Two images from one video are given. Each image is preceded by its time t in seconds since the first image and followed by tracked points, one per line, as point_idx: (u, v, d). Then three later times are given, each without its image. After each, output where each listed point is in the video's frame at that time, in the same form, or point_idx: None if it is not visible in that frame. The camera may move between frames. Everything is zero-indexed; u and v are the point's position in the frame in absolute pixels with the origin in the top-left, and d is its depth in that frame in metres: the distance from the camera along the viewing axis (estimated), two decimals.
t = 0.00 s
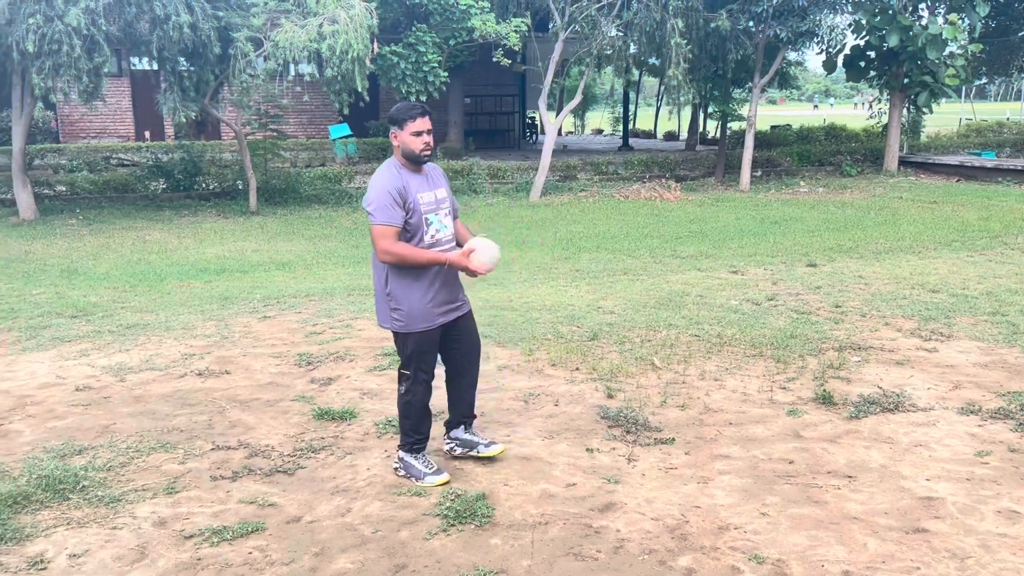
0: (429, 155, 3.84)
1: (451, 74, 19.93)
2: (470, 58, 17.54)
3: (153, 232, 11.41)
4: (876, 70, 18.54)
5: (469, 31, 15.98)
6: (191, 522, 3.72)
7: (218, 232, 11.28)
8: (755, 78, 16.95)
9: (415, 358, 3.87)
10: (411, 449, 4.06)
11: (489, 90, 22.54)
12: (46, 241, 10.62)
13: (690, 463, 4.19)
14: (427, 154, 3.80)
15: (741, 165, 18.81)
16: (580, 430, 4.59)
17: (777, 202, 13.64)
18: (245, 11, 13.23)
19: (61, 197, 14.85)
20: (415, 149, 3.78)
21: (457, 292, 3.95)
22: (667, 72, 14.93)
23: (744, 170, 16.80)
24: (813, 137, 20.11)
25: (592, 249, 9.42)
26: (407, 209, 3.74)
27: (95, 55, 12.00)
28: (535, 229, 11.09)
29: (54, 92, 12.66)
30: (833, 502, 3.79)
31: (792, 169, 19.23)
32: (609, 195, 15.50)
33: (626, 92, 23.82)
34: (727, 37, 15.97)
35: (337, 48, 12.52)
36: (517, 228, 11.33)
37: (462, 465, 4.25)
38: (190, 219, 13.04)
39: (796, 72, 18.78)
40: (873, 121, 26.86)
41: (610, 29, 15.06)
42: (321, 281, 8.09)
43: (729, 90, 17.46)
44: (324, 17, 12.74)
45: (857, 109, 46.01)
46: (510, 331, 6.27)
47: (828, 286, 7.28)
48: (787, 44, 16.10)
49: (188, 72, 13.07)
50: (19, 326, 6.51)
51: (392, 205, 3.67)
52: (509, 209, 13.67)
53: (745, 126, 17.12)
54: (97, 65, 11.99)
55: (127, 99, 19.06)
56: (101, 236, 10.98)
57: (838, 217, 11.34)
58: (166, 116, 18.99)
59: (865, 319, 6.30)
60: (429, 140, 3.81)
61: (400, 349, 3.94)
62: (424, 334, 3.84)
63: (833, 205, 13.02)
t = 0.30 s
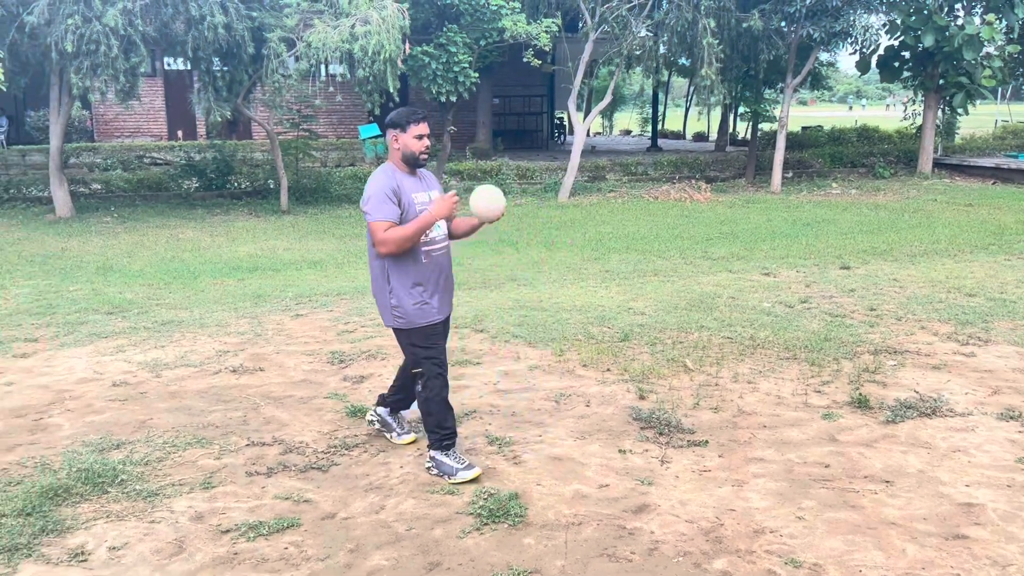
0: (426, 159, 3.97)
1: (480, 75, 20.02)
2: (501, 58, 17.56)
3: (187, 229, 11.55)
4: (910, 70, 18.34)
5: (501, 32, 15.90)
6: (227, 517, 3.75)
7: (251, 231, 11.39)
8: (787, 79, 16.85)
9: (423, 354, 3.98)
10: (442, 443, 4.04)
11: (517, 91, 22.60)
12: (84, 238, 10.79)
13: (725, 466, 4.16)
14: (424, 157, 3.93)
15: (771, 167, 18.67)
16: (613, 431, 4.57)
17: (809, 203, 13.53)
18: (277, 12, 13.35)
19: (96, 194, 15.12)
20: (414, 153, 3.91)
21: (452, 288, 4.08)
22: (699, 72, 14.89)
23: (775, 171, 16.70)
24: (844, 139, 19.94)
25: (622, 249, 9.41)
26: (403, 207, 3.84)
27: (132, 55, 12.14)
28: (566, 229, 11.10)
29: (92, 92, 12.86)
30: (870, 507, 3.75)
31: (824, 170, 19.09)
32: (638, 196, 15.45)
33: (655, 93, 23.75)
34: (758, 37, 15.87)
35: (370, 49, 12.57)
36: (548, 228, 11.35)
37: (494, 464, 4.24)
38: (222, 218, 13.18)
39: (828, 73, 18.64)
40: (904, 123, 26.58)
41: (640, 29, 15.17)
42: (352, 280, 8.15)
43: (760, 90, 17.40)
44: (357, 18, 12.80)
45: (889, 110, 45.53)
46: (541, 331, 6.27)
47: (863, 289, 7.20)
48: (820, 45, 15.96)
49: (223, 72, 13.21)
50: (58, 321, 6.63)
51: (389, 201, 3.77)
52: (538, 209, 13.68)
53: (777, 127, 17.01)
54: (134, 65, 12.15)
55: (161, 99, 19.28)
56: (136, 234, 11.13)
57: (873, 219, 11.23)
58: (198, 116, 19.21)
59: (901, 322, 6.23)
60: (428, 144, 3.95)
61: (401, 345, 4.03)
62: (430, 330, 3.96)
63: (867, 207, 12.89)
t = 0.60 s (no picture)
0: (430, 151, 4.16)
1: (514, 74, 20.10)
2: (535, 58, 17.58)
3: (226, 227, 11.71)
4: (953, 70, 18.07)
5: (537, 31, 15.91)
6: (267, 511, 3.80)
7: (289, 229, 11.52)
8: (826, 79, 16.69)
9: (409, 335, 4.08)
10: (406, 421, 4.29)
11: (551, 90, 22.64)
12: (125, 234, 10.99)
13: (763, 469, 4.13)
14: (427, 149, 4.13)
15: (810, 167, 18.44)
16: (649, 432, 4.56)
17: (848, 205, 13.37)
18: (316, 11, 13.54)
19: (137, 191, 15.39)
20: (419, 144, 4.10)
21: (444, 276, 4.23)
22: (736, 71, 14.84)
23: (813, 172, 16.53)
24: (883, 139, 19.67)
25: (658, 250, 9.39)
26: (399, 194, 4.05)
27: (174, 54, 12.33)
28: (601, 229, 11.09)
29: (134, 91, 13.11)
30: (911, 513, 3.69)
31: (863, 172, 18.84)
32: (673, 196, 15.38)
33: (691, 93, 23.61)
34: (797, 36, 15.75)
35: (407, 49, 12.65)
36: (582, 227, 11.33)
37: (530, 464, 4.24)
38: (259, 215, 13.35)
39: (868, 73, 18.42)
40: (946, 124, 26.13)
41: (677, 29, 15.11)
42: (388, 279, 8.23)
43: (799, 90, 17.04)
44: (394, 18, 12.87)
45: (931, 111, 44.79)
46: (576, 331, 6.27)
47: (904, 292, 7.10)
48: (860, 45, 15.79)
49: (261, 71, 13.42)
50: (100, 317, 6.78)
51: (384, 187, 3.99)
52: (571, 209, 13.66)
53: (815, 127, 16.83)
54: (176, 65, 12.32)
55: (200, 98, 19.57)
56: (175, 231, 11.32)
57: (914, 221, 11.07)
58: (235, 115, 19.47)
59: (942, 326, 6.14)
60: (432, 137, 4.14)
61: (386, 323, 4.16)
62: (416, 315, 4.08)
63: (907, 209, 12.71)
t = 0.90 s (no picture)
0: (417, 153, 4.32)
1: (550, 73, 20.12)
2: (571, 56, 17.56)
3: (265, 224, 11.86)
4: (999, 70, 17.72)
5: (575, 31, 15.91)
6: (305, 505, 3.84)
7: (326, 226, 11.64)
8: (867, 78, 16.48)
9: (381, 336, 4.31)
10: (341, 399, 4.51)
11: (587, 88, 22.62)
12: (166, 230, 11.19)
13: (801, 472, 4.08)
14: (414, 152, 4.28)
15: (850, 167, 18.18)
16: (685, 433, 4.53)
17: (889, 205, 13.17)
18: (355, 11, 13.67)
19: (178, 188, 15.65)
20: (405, 148, 4.26)
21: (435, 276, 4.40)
22: (776, 69, 14.71)
23: (854, 172, 16.31)
24: (926, 140, 19.33)
25: (695, 250, 9.33)
26: (390, 198, 4.21)
27: (216, 53, 12.50)
28: (637, 229, 11.05)
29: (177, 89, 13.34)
30: (954, 519, 3.63)
31: (905, 172, 18.52)
32: (711, 196, 15.28)
33: (728, 92, 23.41)
34: (839, 34, 15.55)
35: (444, 47, 12.74)
36: (618, 226, 11.31)
37: (565, 462, 4.23)
38: (296, 212, 13.50)
39: (910, 72, 18.13)
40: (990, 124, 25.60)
41: (715, 26, 15.03)
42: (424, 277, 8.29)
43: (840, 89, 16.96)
44: (432, 17, 12.97)
45: (976, 112, 43.89)
46: (611, 330, 6.26)
47: (947, 294, 6.98)
48: (903, 44, 15.60)
49: (300, 70, 13.62)
50: (142, 311, 6.92)
51: (377, 192, 4.14)
52: (607, 208, 13.62)
53: (856, 127, 16.59)
54: (217, 63, 12.49)
55: (240, 96, 19.80)
56: (216, 227, 11.49)
57: (958, 223, 10.88)
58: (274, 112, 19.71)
59: (987, 330, 6.02)
60: (417, 138, 4.30)
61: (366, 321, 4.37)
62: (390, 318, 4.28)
63: (949, 209, 12.49)
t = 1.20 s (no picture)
0: (406, 145, 4.34)
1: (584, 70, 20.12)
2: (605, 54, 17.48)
3: (300, 220, 11.99)
4: None
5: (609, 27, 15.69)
6: (339, 499, 3.87)
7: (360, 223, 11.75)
8: (906, 76, 16.25)
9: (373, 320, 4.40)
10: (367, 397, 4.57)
11: (620, 86, 22.58)
12: (203, 226, 11.35)
13: (837, 475, 4.03)
14: (403, 145, 4.31)
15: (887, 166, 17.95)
16: (719, 434, 4.51)
17: (927, 206, 12.98)
18: (390, 9, 13.75)
19: (214, 184, 15.87)
20: (396, 142, 4.29)
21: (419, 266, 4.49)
22: (812, 67, 14.60)
23: (891, 171, 16.10)
24: (965, 139, 19.02)
25: (729, 249, 9.25)
26: (377, 190, 4.27)
27: (253, 51, 12.63)
28: (671, 227, 11.01)
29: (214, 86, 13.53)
30: (994, 525, 3.57)
31: (944, 172, 18.25)
32: (745, 195, 15.17)
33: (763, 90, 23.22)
34: (878, 32, 15.30)
35: (478, 45, 12.78)
36: (651, 225, 11.28)
37: (598, 461, 4.22)
38: (329, 209, 13.63)
39: (950, 70, 17.83)
40: None
41: (751, 24, 14.88)
42: (456, 275, 8.34)
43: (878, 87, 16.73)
44: (467, 14, 13.06)
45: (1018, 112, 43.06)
46: (644, 329, 6.24)
47: (987, 296, 6.87)
48: (943, 42, 15.41)
49: (336, 68, 13.75)
50: (180, 305, 7.04)
51: (365, 185, 4.19)
52: (640, 207, 13.58)
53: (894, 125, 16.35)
54: (254, 61, 12.60)
55: (275, 93, 19.99)
56: (252, 223, 11.64)
57: (999, 224, 10.70)
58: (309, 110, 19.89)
59: None
60: (407, 132, 4.31)
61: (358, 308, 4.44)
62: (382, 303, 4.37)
63: (990, 210, 12.30)
